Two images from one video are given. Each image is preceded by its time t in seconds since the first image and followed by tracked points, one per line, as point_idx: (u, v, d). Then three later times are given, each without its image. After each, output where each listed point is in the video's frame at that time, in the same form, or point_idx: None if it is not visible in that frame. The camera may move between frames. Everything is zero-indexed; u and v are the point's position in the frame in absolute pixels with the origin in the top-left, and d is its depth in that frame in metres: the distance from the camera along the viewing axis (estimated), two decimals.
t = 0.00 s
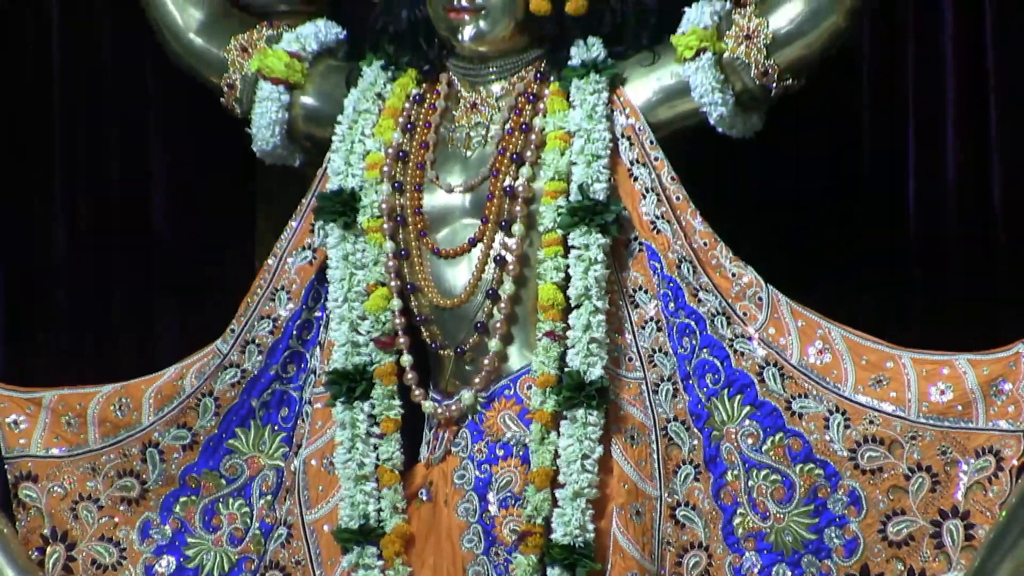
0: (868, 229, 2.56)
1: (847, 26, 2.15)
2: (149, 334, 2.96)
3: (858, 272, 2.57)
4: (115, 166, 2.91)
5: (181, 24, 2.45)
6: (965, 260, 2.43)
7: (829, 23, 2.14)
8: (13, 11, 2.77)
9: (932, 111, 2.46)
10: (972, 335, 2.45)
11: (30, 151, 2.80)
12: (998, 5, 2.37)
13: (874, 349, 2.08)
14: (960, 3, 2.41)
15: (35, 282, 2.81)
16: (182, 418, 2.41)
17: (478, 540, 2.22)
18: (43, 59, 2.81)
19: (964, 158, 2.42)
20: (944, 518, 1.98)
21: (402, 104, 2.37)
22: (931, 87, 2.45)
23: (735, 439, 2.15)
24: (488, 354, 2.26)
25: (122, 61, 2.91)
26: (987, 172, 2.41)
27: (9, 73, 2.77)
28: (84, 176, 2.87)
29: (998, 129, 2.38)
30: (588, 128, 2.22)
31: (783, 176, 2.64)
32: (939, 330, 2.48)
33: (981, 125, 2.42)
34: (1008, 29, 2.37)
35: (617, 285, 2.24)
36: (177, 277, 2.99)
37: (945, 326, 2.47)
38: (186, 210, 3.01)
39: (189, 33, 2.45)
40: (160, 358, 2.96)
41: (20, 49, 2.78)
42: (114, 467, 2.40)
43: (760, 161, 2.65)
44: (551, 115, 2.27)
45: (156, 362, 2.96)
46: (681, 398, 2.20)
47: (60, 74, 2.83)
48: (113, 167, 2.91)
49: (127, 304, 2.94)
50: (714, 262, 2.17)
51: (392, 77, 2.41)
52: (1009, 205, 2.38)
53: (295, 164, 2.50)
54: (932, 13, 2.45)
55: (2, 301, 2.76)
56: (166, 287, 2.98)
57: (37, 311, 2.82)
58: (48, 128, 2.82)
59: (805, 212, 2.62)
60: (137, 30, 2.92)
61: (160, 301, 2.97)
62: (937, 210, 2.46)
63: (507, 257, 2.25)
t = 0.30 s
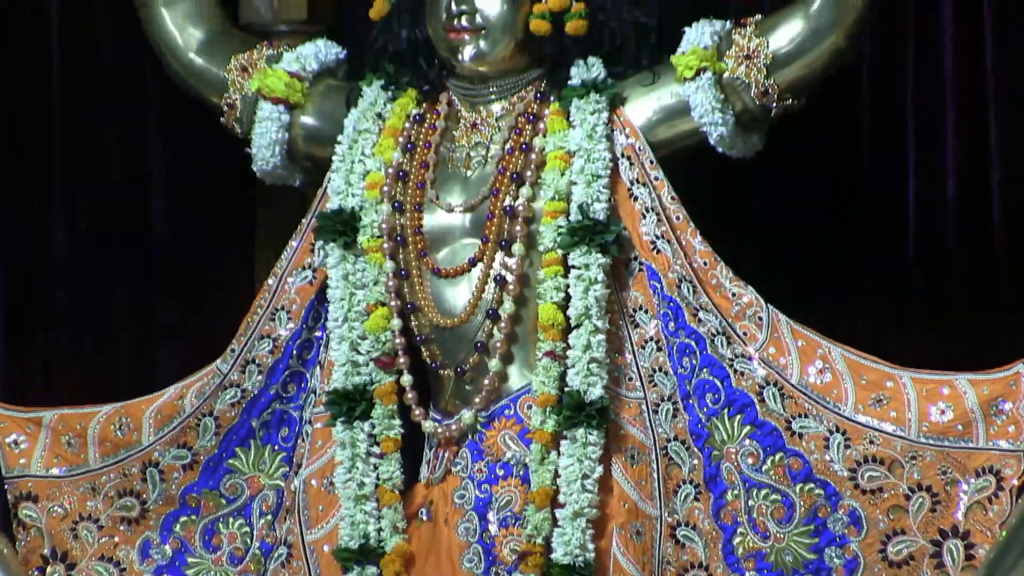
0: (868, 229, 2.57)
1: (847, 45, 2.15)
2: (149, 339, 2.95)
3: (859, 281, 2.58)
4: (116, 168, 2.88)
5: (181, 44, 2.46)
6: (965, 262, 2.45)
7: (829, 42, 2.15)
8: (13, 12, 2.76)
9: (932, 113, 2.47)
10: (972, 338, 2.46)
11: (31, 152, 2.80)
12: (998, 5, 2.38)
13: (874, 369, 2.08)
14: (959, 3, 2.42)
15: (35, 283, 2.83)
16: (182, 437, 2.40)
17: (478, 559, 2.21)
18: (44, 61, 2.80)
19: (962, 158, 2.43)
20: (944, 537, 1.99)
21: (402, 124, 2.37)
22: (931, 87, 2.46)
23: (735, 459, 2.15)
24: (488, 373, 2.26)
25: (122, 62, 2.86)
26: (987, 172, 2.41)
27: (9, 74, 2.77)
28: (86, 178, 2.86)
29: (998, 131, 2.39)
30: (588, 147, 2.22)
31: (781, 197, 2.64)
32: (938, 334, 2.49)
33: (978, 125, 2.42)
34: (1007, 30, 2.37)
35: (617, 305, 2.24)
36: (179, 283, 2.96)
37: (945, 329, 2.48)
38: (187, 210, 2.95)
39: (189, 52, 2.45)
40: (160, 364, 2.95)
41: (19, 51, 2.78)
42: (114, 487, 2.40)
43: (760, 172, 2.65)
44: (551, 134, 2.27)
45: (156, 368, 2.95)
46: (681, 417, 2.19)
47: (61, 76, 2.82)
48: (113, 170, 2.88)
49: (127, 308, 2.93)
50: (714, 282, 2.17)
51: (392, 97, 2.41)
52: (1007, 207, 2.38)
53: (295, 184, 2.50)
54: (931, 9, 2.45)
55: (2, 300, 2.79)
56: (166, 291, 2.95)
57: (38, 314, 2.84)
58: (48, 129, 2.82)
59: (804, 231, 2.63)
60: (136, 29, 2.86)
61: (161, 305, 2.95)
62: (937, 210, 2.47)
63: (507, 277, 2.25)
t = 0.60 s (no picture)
0: (869, 224, 2.56)
1: (846, 67, 2.16)
2: (148, 342, 2.94)
3: (857, 294, 2.58)
4: (113, 164, 2.90)
5: (181, 65, 2.46)
6: (961, 254, 2.47)
7: (827, 63, 2.15)
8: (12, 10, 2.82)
9: (932, 112, 2.48)
10: (970, 351, 2.48)
11: (31, 148, 2.84)
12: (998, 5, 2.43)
13: (874, 390, 2.09)
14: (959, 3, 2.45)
15: (34, 283, 2.85)
16: (182, 459, 2.40)
17: None
18: (42, 60, 2.84)
19: (959, 145, 2.46)
20: (944, 558, 2.01)
21: (402, 145, 2.37)
22: (928, 83, 2.48)
23: (735, 480, 2.15)
24: (488, 395, 2.26)
25: (118, 61, 2.89)
26: (987, 178, 2.45)
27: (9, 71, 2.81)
28: (84, 174, 2.88)
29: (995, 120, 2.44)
30: (588, 168, 2.23)
31: (776, 214, 2.65)
32: (938, 330, 2.50)
33: (975, 117, 2.46)
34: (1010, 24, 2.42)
35: (617, 327, 2.23)
36: (179, 284, 2.95)
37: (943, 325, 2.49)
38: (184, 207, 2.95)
39: (189, 73, 2.45)
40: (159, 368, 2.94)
41: (18, 50, 2.82)
42: (114, 508, 2.40)
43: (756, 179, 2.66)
44: (551, 156, 2.28)
45: (156, 372, 2.94)
46: (681, 439, 2.18)
47: (59, 73, 2.85)
48: (109, 167, 2.90)
49: (123, 313, 2.93)
50: (714, 303, 2.18)
51: (392, 119, 2.41)
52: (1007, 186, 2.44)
53: (295, 206, 2.50)
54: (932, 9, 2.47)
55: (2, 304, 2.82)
56: (166, 295, 2.95)
57: (37, 314, 2.86)
58: (46, 127, 2.85)
59: (803, 250, 2.62)
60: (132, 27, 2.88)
61: (162, 311, 2.94)
62: (933, 209, 2.49)
63: (507, 298, 2.25)
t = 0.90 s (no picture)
0: (869, 228, 2.56)
1: (846, 89, 2.16)
2: (149, 360, 2.95)
3: (858, 313, 2.59)
4: (113, 164, 2.91)
5: (182, 87, 2.46)
6: (961, 259, 2.47)
7: (828, 85, 2.16)
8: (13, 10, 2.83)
9: (932, 118, 2.49)
10: (969, 369, 2.48)
11: (31, 148, 2.85)
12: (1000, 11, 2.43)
13: (875, 412, 2.09)
14: (960, 13, 2.46)
15: (33, 283, 2.86)
16: (183, 481, 2.40)
17: None
18: (43, 61, 2.86)
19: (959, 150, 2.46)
20: None
21: (402, 167, 2.38)
22: (928, 92, 2.49)
23: (735, 502, 2.14)
24: (488, 417, 2.26)
25: (118, 60, 2.91)
26: (987, 186, 2.46)
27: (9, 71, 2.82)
28: (84, 174, 2.90)
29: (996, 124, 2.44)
30: (589, 190, 2.23)
31: (777, 233, 2.65)
32: (938, 329, 2.51)
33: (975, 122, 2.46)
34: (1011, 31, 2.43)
35: (617, 348, 2.23)
36: (178, 285, 2.97)
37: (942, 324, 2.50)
38: (183, 207, 2.97)
39: (189, 95, 2.45)
40: (157, 369, 2.95)
41: (18, 50, 2.84)
42: (114, 530, 2.40)
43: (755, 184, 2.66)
44: (551, 177, 2.28)
45: (155, 374, 2.95)
46: (681, 461, 2.18)
47: (59, 73, 2.86)
48: (110, 167, 2.91)
49: (123, 314, 2.94)
50: (714, 325, 2.17)
51: (392, 141, 2.42)
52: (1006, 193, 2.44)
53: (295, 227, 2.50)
54: (932, 20, 2.49)
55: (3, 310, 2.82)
56: (165, 296, 2.96)
57: (37, 313, 2.86)
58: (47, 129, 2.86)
59: (804, 270, 2.63)
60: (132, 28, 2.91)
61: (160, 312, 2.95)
62: (932, 215, 2.50)
63: (507, 320, 2.25)
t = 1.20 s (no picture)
0: (871, 239, 2.57)
1: (846, 108, 2.16)
2: (148, 375, 2.95)
3: (858, 334, 2.59)
4: (113, 164, 2.91)
5: (181, 106, 2.45)
6: (961, 276, 2.48)
7: (827, 104, 2.16)
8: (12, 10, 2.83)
9: (932, 131, 2.49)
10: (967, 386, 2.48)
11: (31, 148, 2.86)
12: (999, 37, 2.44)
13: (875, 431, 2.08)
14: (959, 45, 2.47)
15: (33, 283, 2.87)
16: (182, 500, 2.39)
17: None
18: (43, 61, 2.85)
19: (960, 178, 2.46)
20: None
21: (402, 186, 2.38)
22: (929, 126, 2.50)
23: (735, 521, 2.14)
24: (488, 436, 2.26)
25: (118, 61, 2.90)
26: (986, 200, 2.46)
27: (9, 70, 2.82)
28: (84, 175, 2.90)
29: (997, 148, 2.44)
30: (588, 209, 2.23)
31: (778, 253, 2.65)
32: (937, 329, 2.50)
33: (976, 148, 2.46)
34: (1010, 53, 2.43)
35: (617, 367, 2.24)
36: (178, 287, 2.98)
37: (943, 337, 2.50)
38: (184, 206, 2.98)
39: (189, 115, 2.45)
40: (158, 370, 2.96)
41: (18, 49, 2.83)
42: (114, 549, 2.40)
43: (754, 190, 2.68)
44: (551, 196, 2.29)
45: (155, 374, 2.96)
46: (681, 480, 2.18)
47: (59, 73, 2.86)
48: (110, 168, 2.91)
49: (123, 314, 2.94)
50: (714, 343, 2.16)
51: (392, 159, 2.42)
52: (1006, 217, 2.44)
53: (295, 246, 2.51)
54: (932, 40, 2.49)
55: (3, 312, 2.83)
56: (166, 296, 2.97)
57: (37, 312, 2.87)
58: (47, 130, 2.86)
59: (804, 290, 2.63)
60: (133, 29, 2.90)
61: (160, 312, 2.96)
62: (934, 234, 2.50)
63: (507, 338, 2.26)
